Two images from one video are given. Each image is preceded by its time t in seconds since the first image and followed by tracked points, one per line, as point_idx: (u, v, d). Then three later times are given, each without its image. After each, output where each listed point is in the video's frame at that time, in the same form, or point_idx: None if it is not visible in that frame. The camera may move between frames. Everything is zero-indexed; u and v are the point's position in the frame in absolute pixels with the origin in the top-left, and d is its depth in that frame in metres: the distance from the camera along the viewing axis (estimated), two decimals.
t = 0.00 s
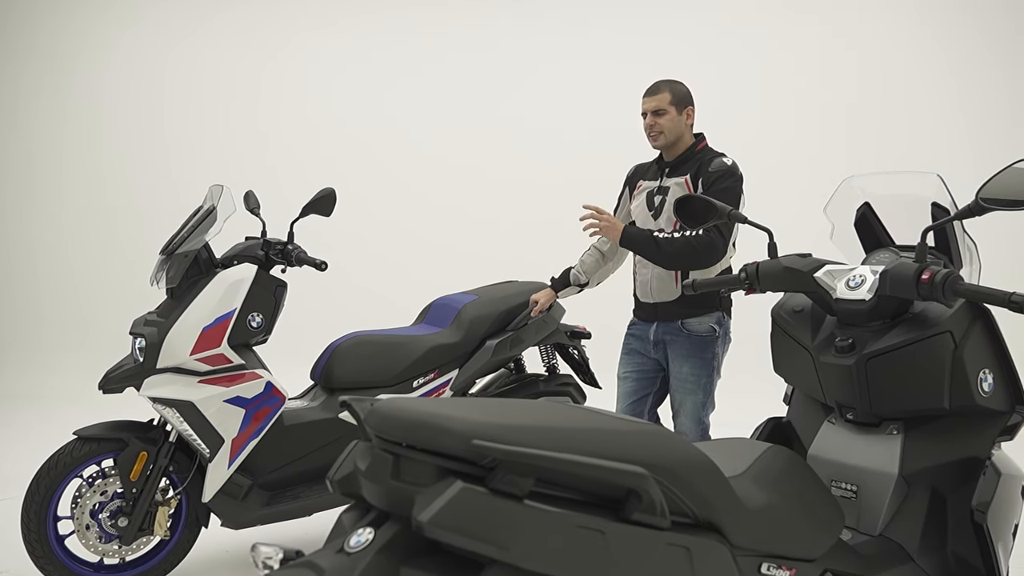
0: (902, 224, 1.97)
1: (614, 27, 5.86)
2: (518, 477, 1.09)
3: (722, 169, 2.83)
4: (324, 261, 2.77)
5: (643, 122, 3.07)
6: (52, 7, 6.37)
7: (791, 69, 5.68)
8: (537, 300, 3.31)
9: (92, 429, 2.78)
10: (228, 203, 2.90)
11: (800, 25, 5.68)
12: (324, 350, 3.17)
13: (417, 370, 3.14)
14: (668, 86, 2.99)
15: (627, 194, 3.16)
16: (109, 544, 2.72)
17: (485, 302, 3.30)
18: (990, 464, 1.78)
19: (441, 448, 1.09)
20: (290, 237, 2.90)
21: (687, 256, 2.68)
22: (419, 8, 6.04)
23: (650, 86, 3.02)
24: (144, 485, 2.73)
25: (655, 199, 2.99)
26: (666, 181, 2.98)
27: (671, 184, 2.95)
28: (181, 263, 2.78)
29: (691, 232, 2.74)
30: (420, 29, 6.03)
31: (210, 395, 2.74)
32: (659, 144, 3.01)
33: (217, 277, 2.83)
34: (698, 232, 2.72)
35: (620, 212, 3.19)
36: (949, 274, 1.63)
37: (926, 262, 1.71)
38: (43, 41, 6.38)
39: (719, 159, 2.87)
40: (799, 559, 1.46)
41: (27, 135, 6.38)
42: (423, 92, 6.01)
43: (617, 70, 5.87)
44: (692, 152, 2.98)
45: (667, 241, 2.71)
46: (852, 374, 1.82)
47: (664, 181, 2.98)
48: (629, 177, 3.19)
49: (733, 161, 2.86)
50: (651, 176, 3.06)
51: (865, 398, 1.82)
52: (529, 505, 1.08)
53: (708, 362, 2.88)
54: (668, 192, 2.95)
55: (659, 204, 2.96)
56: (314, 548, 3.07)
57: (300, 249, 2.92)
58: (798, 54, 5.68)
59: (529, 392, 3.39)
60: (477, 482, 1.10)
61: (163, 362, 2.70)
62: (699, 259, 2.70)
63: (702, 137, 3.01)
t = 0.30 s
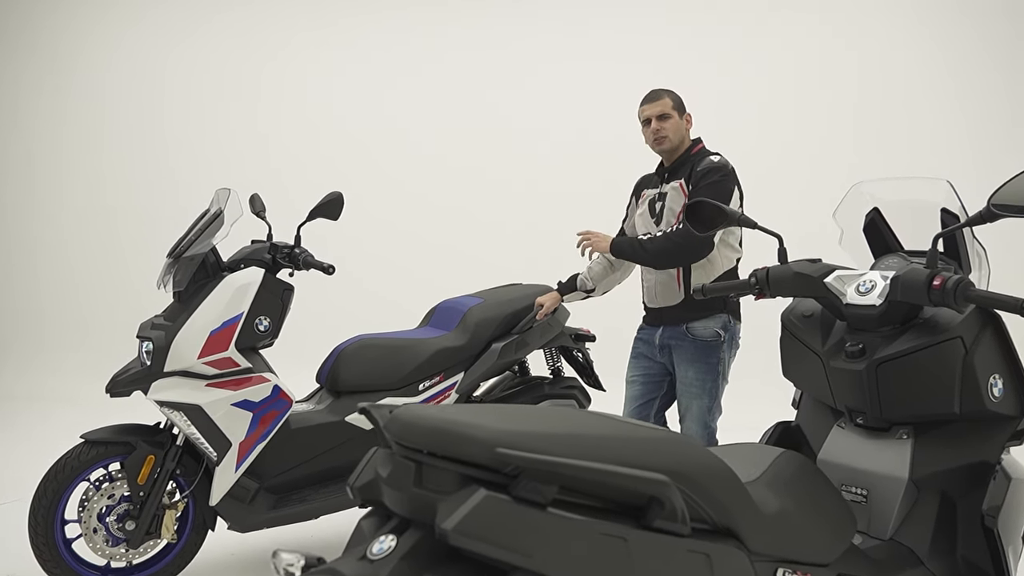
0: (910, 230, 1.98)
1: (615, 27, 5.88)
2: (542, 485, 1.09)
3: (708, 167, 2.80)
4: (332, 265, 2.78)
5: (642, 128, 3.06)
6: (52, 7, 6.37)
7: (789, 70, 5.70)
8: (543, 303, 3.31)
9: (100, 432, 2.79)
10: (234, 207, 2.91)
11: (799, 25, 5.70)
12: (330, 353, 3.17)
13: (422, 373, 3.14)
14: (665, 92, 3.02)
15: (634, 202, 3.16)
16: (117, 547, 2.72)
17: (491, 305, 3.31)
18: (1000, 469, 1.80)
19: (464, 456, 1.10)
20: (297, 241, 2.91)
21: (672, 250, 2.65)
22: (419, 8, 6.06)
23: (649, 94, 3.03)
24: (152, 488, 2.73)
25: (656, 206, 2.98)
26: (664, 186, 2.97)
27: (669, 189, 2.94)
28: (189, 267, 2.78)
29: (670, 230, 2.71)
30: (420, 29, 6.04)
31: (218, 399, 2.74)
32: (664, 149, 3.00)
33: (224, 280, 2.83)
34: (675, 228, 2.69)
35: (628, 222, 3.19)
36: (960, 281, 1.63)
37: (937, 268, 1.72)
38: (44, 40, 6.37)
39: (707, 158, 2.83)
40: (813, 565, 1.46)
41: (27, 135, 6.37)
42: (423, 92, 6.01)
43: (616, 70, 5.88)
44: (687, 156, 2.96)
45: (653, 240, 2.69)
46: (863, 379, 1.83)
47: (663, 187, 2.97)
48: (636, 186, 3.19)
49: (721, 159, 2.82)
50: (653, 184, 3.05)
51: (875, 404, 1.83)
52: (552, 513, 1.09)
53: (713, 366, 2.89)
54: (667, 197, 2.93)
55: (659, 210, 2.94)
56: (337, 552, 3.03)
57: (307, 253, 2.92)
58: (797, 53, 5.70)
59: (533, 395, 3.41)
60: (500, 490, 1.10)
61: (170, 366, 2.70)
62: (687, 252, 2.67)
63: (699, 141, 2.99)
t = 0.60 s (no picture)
0: (923, 231, 1.97)
1: (616, 27, 5.87)
2: (567, 489, 1.09)
3: (708, 168, 2.78)
4: (339, 266, 2.76)
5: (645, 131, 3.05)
6: (52, 7, 6.36)
7: (790, 69, 5.70)
8: (549, 304, 3.30)
9: (105, 434, 2.77)
10: (240, 208, 2.90)
11: (800, 25, 5.70)
12: (335, 354, 3.16)
13: (428, 375, 3.13)
14: (667, 95, 3.01)
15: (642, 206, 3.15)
16: (122, 550, 2.70)
17: (496, 307, 3.30)
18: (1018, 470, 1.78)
19: (487, 460, 1.09)
20: (304, 242, 2.89)
21: (676, 256, 2.64)
22: (419, 8, 6.05)
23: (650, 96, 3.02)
24: (158, 490, 2.72)
25: (662, 209, 2.96)
26: (669, 188, 2.95)
27: (673, 191, 2.91)
28: (195, 268, 2.77)
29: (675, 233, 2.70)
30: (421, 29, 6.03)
31: (224, 400, 2.73)
32: (668, 151, 3.00)
33: (230, 281, 2.82)
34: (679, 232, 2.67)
35: (637, 226, 3.17)
36: (977, 282, 1.62)
37: (954, 269, 1.71)
38: (43, 40, 6.36)
39: (708, 159, 2.81)
40: (832, 568, 1.45)
41: (27, 135, 6.35)
42: (423, 92, 6.00)
43: (617, 70, 5.87)
44: (690, 158, 2.94)
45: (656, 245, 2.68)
46: (877, 381, 1.82)
47: (668, 189, 2.95)
48: (645, 190, 3.18)
49: (723, 160, 2.79)
50: (659, 187, 3.03)
51: (889, 405, 1.82)
52: (577, 518, 1.08)
53: (719, 368, 2.88)
54: (671, 198, 2.91)
55: (665, 213, 2.93)
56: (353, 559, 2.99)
57: (313, 253, 2.90)
58: (798, 53, 5.70)
59: (539, 396, 3.40)
60: (524, 494, 1.09)
61: (176, 367, 2.68)
62: (690, 255, 2.66)
63: (702, 142, 2.97)
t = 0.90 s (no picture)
0: (941, 230, 1.95)
1: (617, 27, 5.85)
2: (597, 494, 1.06)
3: (724, 168, 2.75)
4: (347, 266, 2.74)
5: (656, 128, 3.03)
6: (51, 7, 6.32)
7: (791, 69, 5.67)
8: (556, 304, 3.27)
9: (109, 436, 2.74)
10: (246, 207, 2.86)
11: (799, 25, 5.67)
12: (341, 355, 3.13)
13: (435, 375, 3.10)
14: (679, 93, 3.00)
15: (648, 205, 3.13)
16: (126, 553, 2.66)
17: (503, 307, 3.27)
18: None
19: (514, 464, 1.06)
20: (310, 241, 2.85)
21: (692, 256, 2.62)
22: (419, 8, 6.03)
23: (661, 94, 3.01)
24: (162, 493, 2.69)
25: (672, 208, 2.95)
26: (680, 188, 2.93)
27: (684, 191, 2.90)
28: (201, 267, 2.74)
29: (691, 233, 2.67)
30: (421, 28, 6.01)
31: (231, 402, 2.70)
32: (680, 150, 2.97)
33: (236, 282, 2.79)
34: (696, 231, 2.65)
35: (643, 224, 3.16)
36: (1001, 282, 1.60)
37: (976, 269, 1.69)
38: (42, 40, 6.32)
39: (724, 158, 2.78)
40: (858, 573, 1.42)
41: (26, 136, 6.31)
42: (424, 92, 5.97)
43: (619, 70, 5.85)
44: (703, 156, 2.92)
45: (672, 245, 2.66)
46: (897, 382, 1.80)
47: (679, 189, 2.93)
48: (650, 189, 3.16)
49: (738, 160, 2.77)
50: (668, 186, 3.02)
51: (909, 406, 1.80)
52: (606, 523, 1.06)
53: (733, 369, 2.87)
54: (683, 198, 2.90)
55: (676, 212, 2.91)
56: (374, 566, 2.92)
57: (320, 253, 2.87)
58: (799, 53, 5.67)
59: (546, 397, 3.36)
60: (553, 499, 1.07)
61: (182, 368, 2.65)
62: (707, 256, 2.64)
63: (713, 141, 2.95)
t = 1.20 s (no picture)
0: (946, 229, 1.93)
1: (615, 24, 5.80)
2: (614, 505, 1.02)
3: (727, 167, 2.74)
4: (338, 264, 2.68)
5: (656, 122, 2.99)
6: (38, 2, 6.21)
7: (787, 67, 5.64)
8: (549, 303, 3.25)
9: (94, 440, 2.67)
10: (234, 205, 2.80)
11: (799, 25, 5.63)
12: (331, 355, 3.07)
13: (428, 375, 3.05)
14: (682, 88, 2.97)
15: (643, 200, 3.09)
16: (112, 560, 2.60)
17: (496, 306, 3.22)
18: None
19: (526, 474, 1.02)
20: (300, 239, 2.79)
21: (700, 256, 2.59)
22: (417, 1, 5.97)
23: (663, 87, 2.97)
24: (149, 498, 2.63)
25: (670, 205, 2.92)
26: (679, 185, 2.90)
27: (684, 188, 2.87)
28: (189, 266, 2.67)
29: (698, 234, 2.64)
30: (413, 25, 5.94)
31: (219, 405, 2.64)
32: (680, 145, 2.93)
33: (224, 281, 2.72)
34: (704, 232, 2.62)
35: (636, 219, 3.12)
36: (1012, 281, 1.56)
37: (987, 268, 1.66)
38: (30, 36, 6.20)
39: (728, 157, 2.78)
40: None
41: (14, 132, 6.20)
42: (420, 87, 5.91)
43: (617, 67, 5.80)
44: (703, 153, 2.89)
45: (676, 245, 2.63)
46: (905, 383, 1.77)
47: (677, 186, 2.90)
48: (644, 183, 3.12)
49: (741, 159, 2.77)
50: (665, 182, 2.98)
51: (917, 407, 1.76)
52: (624, 534, 1.02)
53: (730, 368, 2.84)
54: (682, 196, 2.87)
55: (674, 209, 2.88)
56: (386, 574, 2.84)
57: (310, 252, 2.80)
58: (799, 53, 5.63)
59: (540, 397, 3.32)
60: (568, 510, 1.03)
61: (169, 370, 2.59)
62: (713, 257, 2.61)
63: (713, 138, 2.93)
